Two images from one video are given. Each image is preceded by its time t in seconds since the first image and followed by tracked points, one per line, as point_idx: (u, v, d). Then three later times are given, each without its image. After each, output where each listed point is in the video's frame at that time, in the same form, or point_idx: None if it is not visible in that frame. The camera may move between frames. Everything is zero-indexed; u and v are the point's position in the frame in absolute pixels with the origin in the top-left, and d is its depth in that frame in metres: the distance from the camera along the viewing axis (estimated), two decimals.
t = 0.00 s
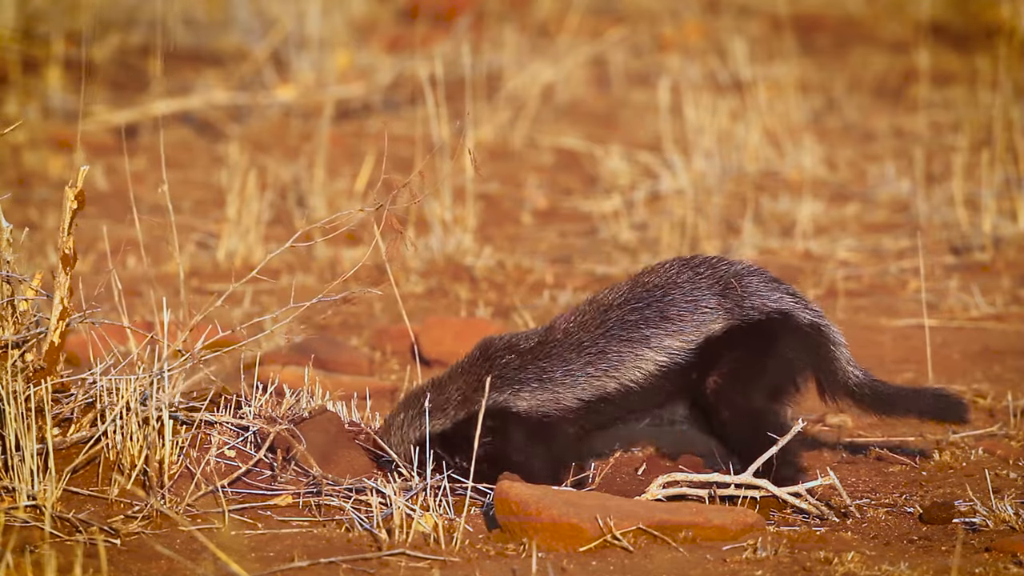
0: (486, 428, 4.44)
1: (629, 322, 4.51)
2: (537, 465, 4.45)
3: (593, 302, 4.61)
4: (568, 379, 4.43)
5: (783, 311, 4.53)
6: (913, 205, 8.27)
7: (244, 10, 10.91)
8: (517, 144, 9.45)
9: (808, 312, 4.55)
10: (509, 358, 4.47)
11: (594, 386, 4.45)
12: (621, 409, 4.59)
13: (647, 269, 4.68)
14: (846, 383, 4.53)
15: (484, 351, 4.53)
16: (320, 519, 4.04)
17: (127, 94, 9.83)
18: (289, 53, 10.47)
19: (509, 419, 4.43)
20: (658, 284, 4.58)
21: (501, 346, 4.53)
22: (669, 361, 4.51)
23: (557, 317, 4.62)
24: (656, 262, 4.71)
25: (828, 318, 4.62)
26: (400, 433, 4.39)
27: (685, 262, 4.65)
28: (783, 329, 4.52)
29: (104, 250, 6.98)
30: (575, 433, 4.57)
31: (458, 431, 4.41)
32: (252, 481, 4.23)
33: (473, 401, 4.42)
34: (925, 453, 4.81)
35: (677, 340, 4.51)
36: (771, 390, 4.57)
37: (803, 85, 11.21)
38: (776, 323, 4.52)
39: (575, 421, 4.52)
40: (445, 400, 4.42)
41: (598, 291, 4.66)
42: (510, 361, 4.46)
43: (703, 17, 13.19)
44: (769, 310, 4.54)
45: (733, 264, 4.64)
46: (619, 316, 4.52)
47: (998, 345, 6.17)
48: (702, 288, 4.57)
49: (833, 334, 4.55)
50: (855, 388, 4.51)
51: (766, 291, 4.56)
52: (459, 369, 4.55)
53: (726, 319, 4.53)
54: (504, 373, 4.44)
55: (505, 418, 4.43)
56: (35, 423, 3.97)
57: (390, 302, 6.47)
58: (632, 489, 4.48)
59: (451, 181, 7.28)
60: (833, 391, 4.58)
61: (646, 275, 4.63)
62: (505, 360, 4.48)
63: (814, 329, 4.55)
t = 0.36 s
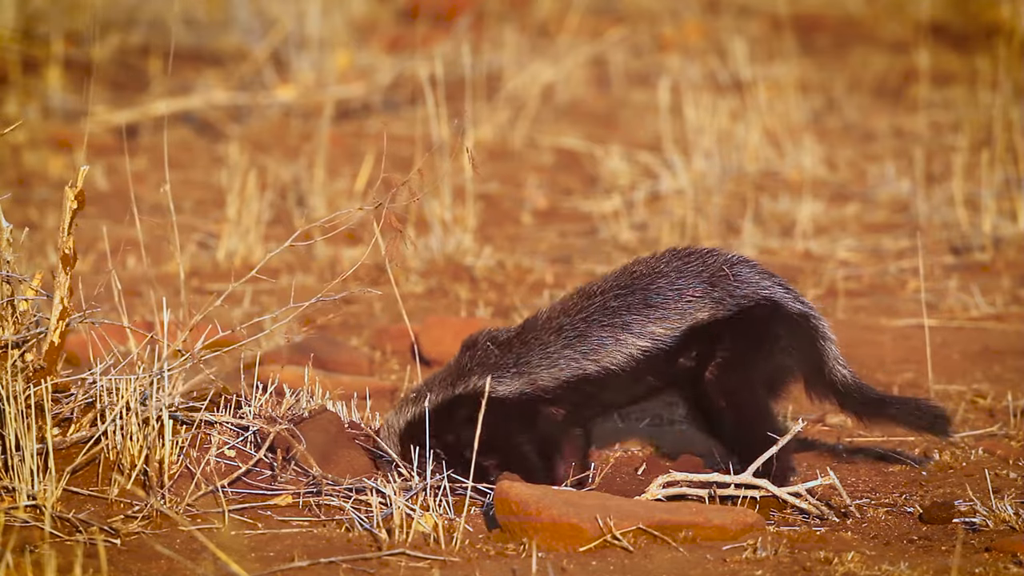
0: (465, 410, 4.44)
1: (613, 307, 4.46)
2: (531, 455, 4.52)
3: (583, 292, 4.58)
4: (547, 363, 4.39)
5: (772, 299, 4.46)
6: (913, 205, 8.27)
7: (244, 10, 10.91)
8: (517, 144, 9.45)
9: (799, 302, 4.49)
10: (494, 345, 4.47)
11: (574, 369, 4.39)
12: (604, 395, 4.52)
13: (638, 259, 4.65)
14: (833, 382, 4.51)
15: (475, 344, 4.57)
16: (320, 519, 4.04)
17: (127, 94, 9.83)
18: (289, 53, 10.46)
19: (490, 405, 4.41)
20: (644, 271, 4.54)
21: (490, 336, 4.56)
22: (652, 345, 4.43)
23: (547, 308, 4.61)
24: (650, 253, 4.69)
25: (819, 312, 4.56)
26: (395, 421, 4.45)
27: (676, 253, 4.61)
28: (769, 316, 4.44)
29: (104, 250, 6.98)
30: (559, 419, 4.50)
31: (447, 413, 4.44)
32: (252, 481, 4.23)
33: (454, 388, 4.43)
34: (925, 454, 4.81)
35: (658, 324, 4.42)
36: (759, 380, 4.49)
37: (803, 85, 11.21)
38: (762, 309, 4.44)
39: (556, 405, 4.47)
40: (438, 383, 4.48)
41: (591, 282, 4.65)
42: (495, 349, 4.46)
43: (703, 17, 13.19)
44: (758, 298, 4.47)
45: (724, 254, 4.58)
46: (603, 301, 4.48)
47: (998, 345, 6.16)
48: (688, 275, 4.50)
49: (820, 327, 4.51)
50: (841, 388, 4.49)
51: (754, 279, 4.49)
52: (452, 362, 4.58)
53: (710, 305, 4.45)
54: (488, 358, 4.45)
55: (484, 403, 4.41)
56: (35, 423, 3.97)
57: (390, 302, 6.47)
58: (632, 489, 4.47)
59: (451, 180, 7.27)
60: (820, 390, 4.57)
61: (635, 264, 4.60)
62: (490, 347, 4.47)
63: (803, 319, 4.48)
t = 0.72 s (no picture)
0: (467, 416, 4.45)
1: (623, 315, 4.48)
2: (532, 463, 4.53)
3: (591, 299, 4.60)
4: (556, 372, 4.43)
5: (782, 309, 4.46)
6: (913, 205, 8.27)
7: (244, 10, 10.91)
8: (517, 144, 9.45)
9: (807, 311, 4.49)
10: (503, 352, 4.51)
11: (584, 378, 4.43)
12: (613, 404, 4.54)
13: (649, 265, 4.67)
14: (841, 388, 4.50)
15: (481, 350, 4.57)
16: (320, 519, 4.04)
17: (127, 94, 9.83)
18: (289, 52, 10.46)
19: (497, 414, 4.45)
20: (654, 279, 4.55)
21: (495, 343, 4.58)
22: (662, 354, 4.45)
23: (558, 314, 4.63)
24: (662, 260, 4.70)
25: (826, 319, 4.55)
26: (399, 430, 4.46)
27: (684, 260, 4.61)
28: (780, 326, 4.44)
29: (104, 250, 6.98)
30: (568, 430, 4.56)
31: (453, 422, 4.45)
32: (252, 481, 4.23)
33: (461, 395, 4.46)
34: (925, 454, 4.80)
35: (668, 334, 4.44)
36: (769, 393, 4.48)
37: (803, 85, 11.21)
38: (772, 319, 4.44)
39: (565, 414, 4.50)
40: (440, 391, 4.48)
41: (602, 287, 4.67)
42: (503, 355, 4.50)
43: (704, 17, 13.19)
44: (767, 307, 4.47)
45: (734, 262, 4.58)
46: (613, 310, 4.50)
47: (998, 345, 6.17)
48: (699, 283, 4.52)
49: (829, 335, 4.49)
50: (848, 394, 4.49)
51: (765, 289, 4.49)
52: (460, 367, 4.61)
53: (721, 314, 4.46)
54: (496, 366, 4.48)
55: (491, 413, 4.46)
56: (35, 423, 3.96)
57: (389, 302, 6.47)
58: (632, 489, 4.47)
59: (451, 180, 7.27)
60: (827, 396, 4.54)
61: (646, 271, 4.61)
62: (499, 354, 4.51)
63: (812, 328, 4.47)
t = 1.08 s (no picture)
0: (466, 411, 4.50)
1: (618, 308, 4.49)
2: (530, 456, 4.56)
3: (589, 292, 4.62)
4: (549, 364, 4.43)
5: (781, 304, 4.43)
6: (913, 205, 8.27)
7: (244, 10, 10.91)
8: (517, 144, 9.45)
9: (807, 305, 4.45)
10: (499, 346, 4.53)
11: (576, 368, 4.43)
12: (608, 396, 4.54)
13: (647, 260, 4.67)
14: (840, 386, 4.46)
15: (480, 344, 4.62)
16: (320, 519, 4.04)
17: (127, 94, 9.83)
18: (289, 52, 10.46)
19: (493, 406, 4.48)
20: (651, 273, 4.55)
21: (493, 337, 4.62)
22: (656, 348, 4.44)
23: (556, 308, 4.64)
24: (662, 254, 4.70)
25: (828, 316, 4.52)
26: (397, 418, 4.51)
27: (684, 255, 4.61)
28: (779, 322, 4.41)
29: (103, 250, 6.98)
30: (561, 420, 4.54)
31: (451, 416, 4.50)
32: (252, 481, 4.23)
33: (457, 387, 4.49)
34: (925, 453, 4.80)
35: (663, 327, 4.43)
36: (767, 387, 4.46)
37: (803, 85, 11.21)
38: (770, 315, 4.41)
39: (559, 407, 4.51)
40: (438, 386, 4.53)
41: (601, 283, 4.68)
42: (498, 349, 4.52)
43: (704, 17, 13.19)
44: (767, 302, 4.44)
45: (733, 257, 4.56)
46: (608, 302, 4.51)
47: (998, 345, 6.16)
48: (695, 278, 4.50)
49: (829, 333, 4.46)
50: (847, 394, 4.46)
51: (763, 284, 4.46)
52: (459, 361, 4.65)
53: (718, 309, 4.44)
54: (491, 359, 4.51)
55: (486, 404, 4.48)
56: (35, 423, 3.97)
57: (390, 302, 6.47)
58: (632, 489, 4.48)
59: (451, 180, 7.27)
60: (826, 395, 4.51)
61: (644, 266, 4.61)
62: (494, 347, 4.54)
63: (812, 322, 4.43)
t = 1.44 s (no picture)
0: (459, 405, 4.55)
1: (604, 299, 4.48)
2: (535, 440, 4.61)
3: (577, 284, 4.62)
4: (538, 355, 4.44)
5: (770, 297, 4.43)
6: (913, 205, 8.27)
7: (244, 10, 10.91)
8: (517, 144, 9.45)
9: (794, 297, 4.46)
10: (489, 338, 4.55)
11: (564, 358, 4.43)
12: (598, 387, 4.55)
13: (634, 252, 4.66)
14: (830, 380, 4.48)
15: (469, 337, 4.66)
16: (320, 519, 4.04)
17: (127, 94, 9.83)
18: (289, 52, 10.46)
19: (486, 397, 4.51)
20: (637, 264, 4.54)
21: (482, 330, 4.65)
22: (644, 338, 4.44)
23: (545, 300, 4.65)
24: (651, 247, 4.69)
25: (815, 307, 4.52)
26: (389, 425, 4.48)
27: (672, 247, 4.59)
28: (768, 315, 4.43)
29: (103, 250, 6.98)
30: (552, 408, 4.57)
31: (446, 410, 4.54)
32: (252, 481, 4.23)
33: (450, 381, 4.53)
34: (924, 453, 4.80)
35: (651, 318, 4.43)
36: (754, 376, 4.49)
37: (803, 85, 11.21)
38: (758, 308, 4.42)
39: (549, 397, 4.53)
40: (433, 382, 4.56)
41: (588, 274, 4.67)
42: (489, 342, 4.54)
43: (704, 17, 13.19)
44: (755, 296, 4.43)
45: (722, 250, 4.54)
46: (594, 293, 4.50)
47: (998, 345, 6.16)
48: (682, 270, 4.48)
49: (819, 327, 4.48)
50: (837, 386, 4.46)
51: (752, 277, 4.45)
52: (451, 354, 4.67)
53: (706, 301, 4.44)
54: (480, 350, 4.54)
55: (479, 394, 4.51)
56: (35, 423, 3.96)
57: (390, 301, 6.47)
58: (632, 489, 4.47)
59: (451, 180, 7.27)
60: (815, 387, 4.54)
61: (631, 257, 4.60)
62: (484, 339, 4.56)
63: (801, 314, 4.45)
